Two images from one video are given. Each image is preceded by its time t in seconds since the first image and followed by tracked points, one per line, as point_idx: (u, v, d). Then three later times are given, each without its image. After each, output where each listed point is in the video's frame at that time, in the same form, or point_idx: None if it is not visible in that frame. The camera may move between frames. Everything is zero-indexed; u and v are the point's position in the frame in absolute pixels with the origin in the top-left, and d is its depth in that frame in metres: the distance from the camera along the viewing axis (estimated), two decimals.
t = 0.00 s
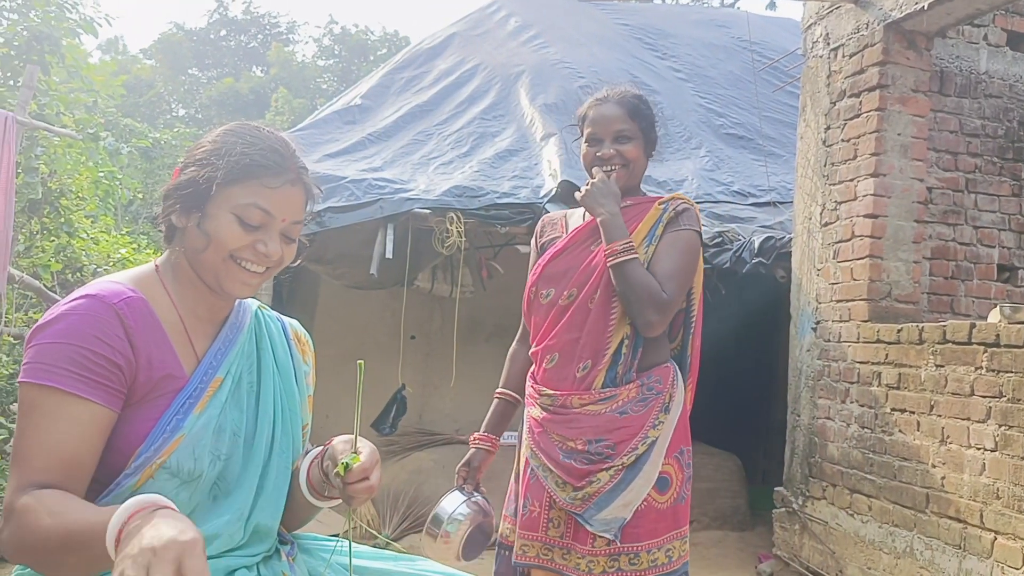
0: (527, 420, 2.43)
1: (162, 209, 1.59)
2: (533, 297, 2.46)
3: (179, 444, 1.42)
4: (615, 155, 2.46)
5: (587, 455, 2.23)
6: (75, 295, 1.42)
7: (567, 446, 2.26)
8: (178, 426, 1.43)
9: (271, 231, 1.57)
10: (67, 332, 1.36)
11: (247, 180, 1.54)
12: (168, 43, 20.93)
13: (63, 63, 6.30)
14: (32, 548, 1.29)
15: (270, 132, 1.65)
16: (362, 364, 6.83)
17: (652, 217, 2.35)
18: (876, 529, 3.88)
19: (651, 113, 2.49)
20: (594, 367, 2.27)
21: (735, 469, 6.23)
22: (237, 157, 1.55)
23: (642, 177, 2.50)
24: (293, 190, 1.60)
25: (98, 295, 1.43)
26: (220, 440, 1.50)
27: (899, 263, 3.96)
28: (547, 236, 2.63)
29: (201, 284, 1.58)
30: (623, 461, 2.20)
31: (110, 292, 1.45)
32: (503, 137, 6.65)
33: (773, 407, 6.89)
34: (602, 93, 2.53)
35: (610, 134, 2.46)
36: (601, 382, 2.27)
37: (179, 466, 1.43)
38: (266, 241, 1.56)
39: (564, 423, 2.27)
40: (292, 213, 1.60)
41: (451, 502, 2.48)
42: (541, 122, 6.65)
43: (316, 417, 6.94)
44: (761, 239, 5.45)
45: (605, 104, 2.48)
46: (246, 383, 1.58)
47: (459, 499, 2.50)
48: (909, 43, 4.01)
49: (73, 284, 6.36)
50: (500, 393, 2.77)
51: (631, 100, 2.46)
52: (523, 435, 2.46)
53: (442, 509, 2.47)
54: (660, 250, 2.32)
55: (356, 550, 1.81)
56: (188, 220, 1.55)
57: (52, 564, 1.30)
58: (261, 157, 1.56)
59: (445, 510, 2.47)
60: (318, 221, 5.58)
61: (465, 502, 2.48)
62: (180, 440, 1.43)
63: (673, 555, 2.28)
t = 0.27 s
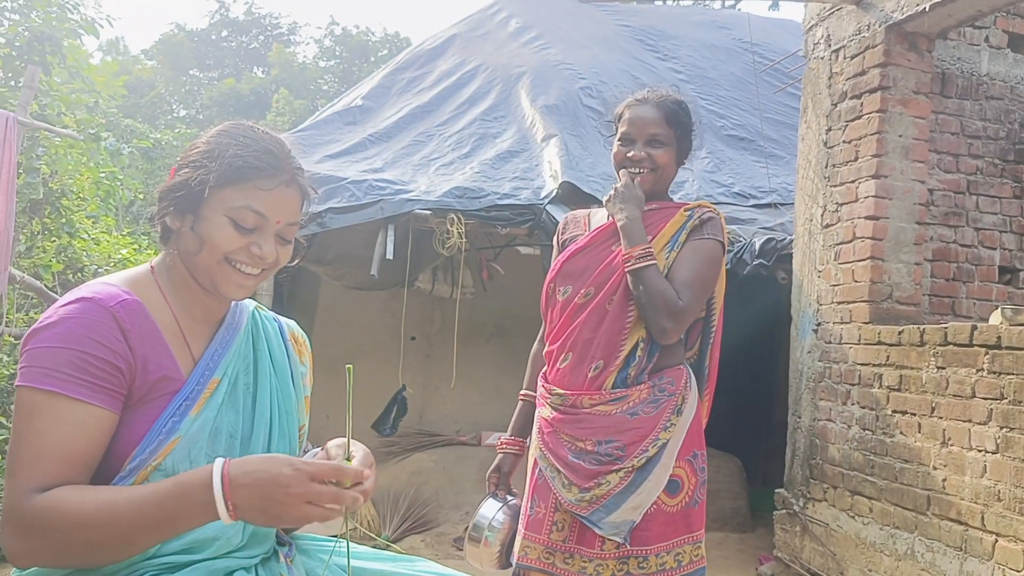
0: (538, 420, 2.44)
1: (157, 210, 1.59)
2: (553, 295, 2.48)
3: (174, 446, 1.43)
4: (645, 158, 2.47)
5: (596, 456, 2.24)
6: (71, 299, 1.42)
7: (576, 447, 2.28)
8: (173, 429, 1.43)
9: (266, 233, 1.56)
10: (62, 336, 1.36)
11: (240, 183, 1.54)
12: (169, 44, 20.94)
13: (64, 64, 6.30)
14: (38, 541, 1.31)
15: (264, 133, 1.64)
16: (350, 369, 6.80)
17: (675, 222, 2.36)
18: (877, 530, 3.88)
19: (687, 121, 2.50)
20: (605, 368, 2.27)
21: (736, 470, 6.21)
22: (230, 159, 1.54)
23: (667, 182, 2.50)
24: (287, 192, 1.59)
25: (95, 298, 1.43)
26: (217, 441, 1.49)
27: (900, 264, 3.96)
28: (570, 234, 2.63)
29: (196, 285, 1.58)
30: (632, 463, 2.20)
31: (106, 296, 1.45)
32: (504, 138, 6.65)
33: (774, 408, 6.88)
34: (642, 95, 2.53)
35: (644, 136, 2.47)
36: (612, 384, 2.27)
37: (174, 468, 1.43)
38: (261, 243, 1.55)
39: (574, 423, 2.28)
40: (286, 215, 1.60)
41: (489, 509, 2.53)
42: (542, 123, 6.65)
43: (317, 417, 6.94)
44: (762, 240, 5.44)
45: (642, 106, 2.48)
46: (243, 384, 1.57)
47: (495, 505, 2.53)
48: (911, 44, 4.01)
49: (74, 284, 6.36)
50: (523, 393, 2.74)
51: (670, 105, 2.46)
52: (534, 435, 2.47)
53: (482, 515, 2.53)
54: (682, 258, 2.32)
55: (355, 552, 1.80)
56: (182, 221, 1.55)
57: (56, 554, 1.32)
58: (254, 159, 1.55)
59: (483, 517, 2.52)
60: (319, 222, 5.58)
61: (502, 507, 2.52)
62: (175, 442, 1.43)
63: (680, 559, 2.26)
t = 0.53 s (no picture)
0: (539, 426, 2.44)
1: (150, 214, 1.57)
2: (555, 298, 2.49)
3: (171, 448, 1.42)
4: (652, 161, 2.47)
5: (595, 463, 2.24)
6: (68, 300, 1.40)
7: (575, 453, 2.28)
8: (169, 431, 1.42)
9: (260, 236, 1.56)
10: (60, 337, 1.34)
11: (234, 187, 1.53)
12: (162, 45, 20.89)
13: (57, 64, 6.27)
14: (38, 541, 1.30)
15: (257, 135, 1.63)
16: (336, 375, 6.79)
17: (678, 227, 2.35)
18: (868, 536, 3.88)
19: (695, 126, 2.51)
20: (604, 374, 2.27)
21: (728, 475, 6.21)
22: (224, 163, 1.53)
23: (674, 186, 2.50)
24: (281, 195, 1.59)
25: (91, 299, 1.41)
26: (211, 444, 1.48)
27: (892, 270, 3.97)
28: (576, 239, 2.64)
29: (189, 287, 1.57)
30: (632, 469, 2.20)
31: (103, 297, 1.43)
32: (498, 142, 6.65)
33: (766, 413, 6.89)
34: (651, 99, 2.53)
35: (651, 139, 2.46)
36: (611, 390, 2.26)
37: (170, 470, 1.42)
38: (256, 247, 1.55)
39: (572, 430, 2.29)
40: (281, 218, 1.59)
41: (482, 511, 2.51)
42: (536, 127, 6.65)
43: (308, 420, 6.91)
44: (754, 245, 5.46)
45: (650, 110, 2.48)
46: (237, 387, 1.56)
47: (489, 508, 2.51)
48: (903, 51, 4.02)
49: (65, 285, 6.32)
50: (525, 399, 2.75)
51: (678, 109, 2.46)
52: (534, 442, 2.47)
53: (473, 517, 2.51)
54: (682, 265, 2.30)
55: (346, 554, 1.79)
56: (176, 226, 1.54)
57: (62, 554, 1.32)
58: (248, 163, 1.54)
59: (475, 518, 2.50)
60: (312, 224, 5.57)
61: (495, 511, 2.50)
62: (171, 444, 1.42)
63: (682, 566, 2.24)
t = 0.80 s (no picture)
0: (531, 433, 2.44)
1: (141, 215, 1.55)
2: (547, 303, 2.49)
3: (155, 447, 1.39)
4: (643, 168, 2.46)
5: (586, 469, 2.23)
6: (53, 296, 1.39)
7: (567, 460, 2.27)
8: (153, 431, 1.40)
9: (252, 237, 1.54)
10: (40, 332, 1.32)
11: (227, 188, 1.52)
12: (149, 46, 20.77)
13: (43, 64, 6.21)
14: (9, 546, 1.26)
15: (248, 138, 1.62)
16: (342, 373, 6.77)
17: (671, 235, 2.34)
18: (853, 542, 3.89)
19: (688, 131, 2.51)
20: (595, 380, 2.26)
21: (714, 480, 6.22)
22: (217, 163, 1.52)
23: (665, 193, 2.50)
24: (273, 197, 1.58)
25: (75, 296, 1.39)
26: (196, 445, 1.46)
27: (878, 277, 3.99)
28: (569, 243, 2.64)
29: (178, 288, 1.54)
30: (624, 476, 2.19)
31: (88, 294, 1.41)
32: (486, 146, 6.65)
33: (752, 419, 6.91)
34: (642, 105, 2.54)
35: (643, 146, 2.46)
36: (602, 397, 2.26)
37: (154, 470, 1.39)
38: (247, 247, 1.53)
39: (564, 437, 2.28)
40: (272, 220, 1.58)
41: (482, 517, 2.51)
42: (524, 132, 6.65)
43: (294, 424, 6.86)
44: (741, 251, 5.48)
45: (641, 118, 2.48)
46: (225, 389, 1.55)
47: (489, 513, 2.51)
48: (890, 60, 4.05)
49: (49, 287, 6.26)
50: (520, 403, 2.73)
51: (669, 115, 2.47)
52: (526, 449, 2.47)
53: (474, 522, 2.51)
54: (674, 275, 2.30)
55: (331, 559, 1.76)
56: (167, 226, 1.52)
57: (36, 564, 1.28)
58: (241, 164, 1.53)
59: (475, 524, 2.50)
60: (298, 227, 5.54)
61: (495, 516, 2.50)
62: (155, 444, 1.39)
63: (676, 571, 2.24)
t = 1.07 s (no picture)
0: (520, 438, 2.43)
1: (131, 215, 1.53)
2: (536, 307, 2.48)
3: (135, 451, 1.38)
4: (634, 172, 2.46)
5: (578, 474, 2.23)
6: (36, 298, 1.35)
7: (558, 465, 2.26)
8: (134, 434, 1.38)
9: (243, 237, 1.53)
10: (20, 336, 1.28)
11: (218, 188, 1.50)
12: (138, 46, 20.66)
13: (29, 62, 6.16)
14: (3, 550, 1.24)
15: (240, 138, 1.61)
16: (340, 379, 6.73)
17: (660, 239, 2.34)
18: (838, 546, 3.91)
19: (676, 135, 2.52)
20: (586, 385, 2.26)
21: (701, 484, 6.23)
22: (208, 163, 1.51)
23: (654, 197, 2.50)
24: (264, 197, 1.56)
25: (60, 298, 1.36)
26: (180, 449, 1.46)
27: (865, 283, 4.01)
28: (557, 247, 2.64)
29: (165, 289, 1.53)
30: (614, 479, 2.19)
31: (71, 296, 1.38)
32: (476, 149, 6.64)
33: (739, 423, 6.92)
34: (631, 109, 2.55)
35: (634, 150, 2.46)
36: (591, 401, 2.25)
37: (134, 474, 1.38)
38: (238, 247, 1.52)
39: (554, 442, 2.27)
40: (264, 219, 1.57)
41: (468, 520, 2.50)
42: (514, 135, 6.65)
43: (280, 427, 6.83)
44: (729, 256, 5.49)
45: (630, 122, 2.49)
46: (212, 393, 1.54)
47: (475, 516, 2.51)
48: (878, 66, 4.08)
49: (34, 287, 6.20)
50: (507, 406, 2.73)
51: (659, 120, 2.47)
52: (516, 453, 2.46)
53: (462, 525, 2.51)
54: (665, 279, 2.30)
55: (318, 563, 1.75)
56: (158, 227, 1.50)
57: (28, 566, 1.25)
58: (232, 163, 1.52)
59: (462, 527, 2.50)
60: (287, 229, 5.52)
61: (481, 519, 2.50)
62: (136, 447, 1.38)
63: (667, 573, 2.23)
